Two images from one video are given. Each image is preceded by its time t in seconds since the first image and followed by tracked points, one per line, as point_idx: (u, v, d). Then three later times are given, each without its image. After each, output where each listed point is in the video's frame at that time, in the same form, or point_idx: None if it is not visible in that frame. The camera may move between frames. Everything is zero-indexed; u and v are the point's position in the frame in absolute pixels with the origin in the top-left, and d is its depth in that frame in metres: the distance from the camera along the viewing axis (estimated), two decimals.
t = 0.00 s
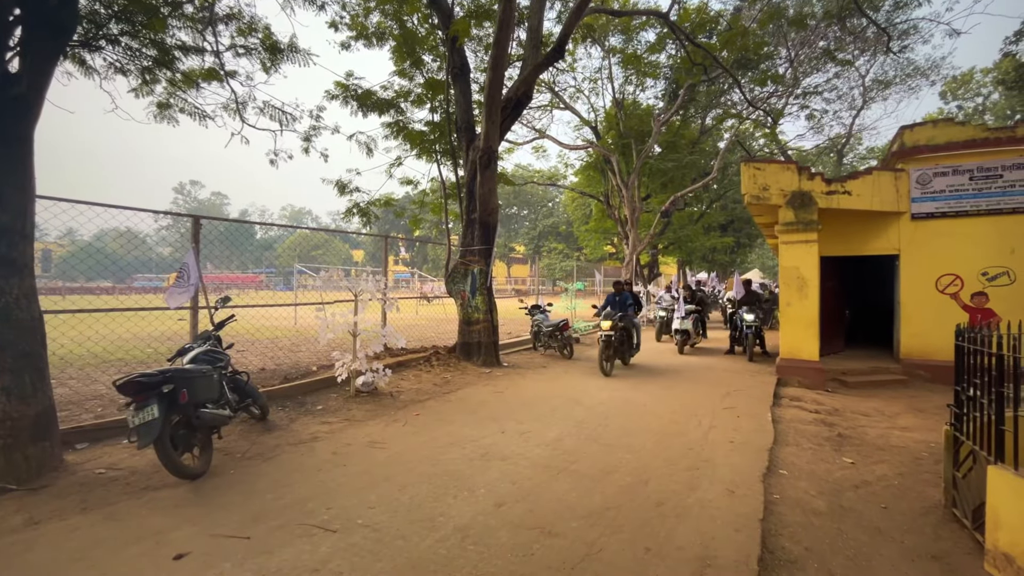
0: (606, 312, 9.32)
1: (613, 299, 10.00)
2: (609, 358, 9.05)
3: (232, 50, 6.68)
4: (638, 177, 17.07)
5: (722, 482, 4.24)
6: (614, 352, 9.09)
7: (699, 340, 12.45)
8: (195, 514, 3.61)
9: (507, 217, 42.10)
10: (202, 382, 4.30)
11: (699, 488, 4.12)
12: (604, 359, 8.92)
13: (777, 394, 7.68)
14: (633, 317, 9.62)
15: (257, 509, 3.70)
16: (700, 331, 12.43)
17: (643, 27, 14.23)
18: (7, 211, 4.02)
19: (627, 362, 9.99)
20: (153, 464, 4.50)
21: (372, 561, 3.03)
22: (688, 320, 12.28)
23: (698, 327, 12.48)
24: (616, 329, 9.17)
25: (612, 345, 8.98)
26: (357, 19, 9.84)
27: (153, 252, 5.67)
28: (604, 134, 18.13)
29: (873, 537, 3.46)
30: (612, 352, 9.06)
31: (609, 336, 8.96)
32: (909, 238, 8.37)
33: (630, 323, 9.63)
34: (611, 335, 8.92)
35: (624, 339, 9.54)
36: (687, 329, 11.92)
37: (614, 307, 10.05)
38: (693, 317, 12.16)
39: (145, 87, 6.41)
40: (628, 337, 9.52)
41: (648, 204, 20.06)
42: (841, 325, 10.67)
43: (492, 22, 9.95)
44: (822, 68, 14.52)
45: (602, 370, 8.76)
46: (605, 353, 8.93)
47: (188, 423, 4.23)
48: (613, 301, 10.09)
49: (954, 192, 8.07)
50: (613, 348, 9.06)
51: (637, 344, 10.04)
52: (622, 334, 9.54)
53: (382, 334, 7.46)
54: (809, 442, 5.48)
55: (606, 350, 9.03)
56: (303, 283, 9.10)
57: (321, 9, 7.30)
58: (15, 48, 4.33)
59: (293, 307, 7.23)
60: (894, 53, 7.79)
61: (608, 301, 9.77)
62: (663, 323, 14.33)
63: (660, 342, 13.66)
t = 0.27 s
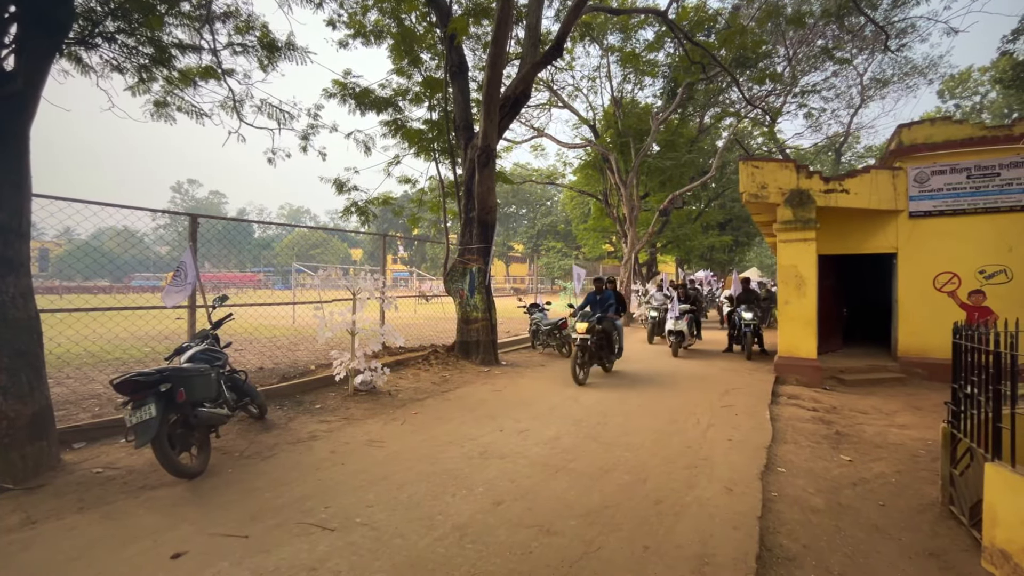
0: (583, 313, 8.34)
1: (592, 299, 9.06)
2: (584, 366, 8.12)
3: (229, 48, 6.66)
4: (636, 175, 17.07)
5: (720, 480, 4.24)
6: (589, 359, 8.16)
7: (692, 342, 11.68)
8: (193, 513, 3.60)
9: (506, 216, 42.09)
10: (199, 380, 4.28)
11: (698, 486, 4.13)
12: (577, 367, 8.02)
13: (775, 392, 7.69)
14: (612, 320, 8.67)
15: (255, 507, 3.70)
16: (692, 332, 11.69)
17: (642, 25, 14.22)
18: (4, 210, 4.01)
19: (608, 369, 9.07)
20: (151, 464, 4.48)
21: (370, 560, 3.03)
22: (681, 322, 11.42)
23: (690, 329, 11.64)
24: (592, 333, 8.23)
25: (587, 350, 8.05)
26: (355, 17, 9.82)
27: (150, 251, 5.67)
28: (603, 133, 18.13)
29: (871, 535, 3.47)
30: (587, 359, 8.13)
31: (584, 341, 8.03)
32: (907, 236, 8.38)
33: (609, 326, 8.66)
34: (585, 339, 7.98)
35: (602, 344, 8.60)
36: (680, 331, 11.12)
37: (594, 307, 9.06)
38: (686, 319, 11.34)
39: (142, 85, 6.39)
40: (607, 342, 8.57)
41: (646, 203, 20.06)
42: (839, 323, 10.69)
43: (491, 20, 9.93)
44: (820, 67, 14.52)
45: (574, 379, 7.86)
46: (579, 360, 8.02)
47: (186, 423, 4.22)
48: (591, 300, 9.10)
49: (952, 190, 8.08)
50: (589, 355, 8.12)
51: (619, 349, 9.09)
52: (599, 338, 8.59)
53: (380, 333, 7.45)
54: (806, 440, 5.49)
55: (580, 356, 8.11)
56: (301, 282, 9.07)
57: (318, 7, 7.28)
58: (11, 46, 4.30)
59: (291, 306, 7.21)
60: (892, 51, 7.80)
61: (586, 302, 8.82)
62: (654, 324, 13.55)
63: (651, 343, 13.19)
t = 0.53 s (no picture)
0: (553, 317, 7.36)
1: (567, 301, 8.08)
2: (552, 378, 7.15)
3: (228, 48, 6.65)
4: (635, 176, 17.07)
5: (720, 480, 4.25)
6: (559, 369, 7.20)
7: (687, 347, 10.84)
8: (192, 515, 3.60)
9: (506, 216, 42.10)
10: (199, 382, 4.27)
11: (698, 486, 4.13)
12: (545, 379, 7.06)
13: (775, 393, 7.69)
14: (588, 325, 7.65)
15: (255, 509, 3.69)
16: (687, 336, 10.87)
17: (641, 26, 14.23)
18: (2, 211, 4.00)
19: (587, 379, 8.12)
20: (150, 465, 4.48)
21: (370, 561, 3.02)
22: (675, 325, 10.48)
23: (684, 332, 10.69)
24: (563, 341, 7.22)
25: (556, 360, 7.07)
26: (354, 18, 9.82)
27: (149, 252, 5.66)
28: (602, 133, 18.14)
29: (871, 535, 3.47)
30: (557, 370, 7.16)
31: (552, 350, 7.03)
32: (906, 236, 8.39)
33: (584, 332, 7.64)
34: (554, 348, 6.98)
35: (576, 353, 7.61)
36: (675, 336, 10.20)
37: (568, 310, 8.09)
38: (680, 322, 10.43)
39: (141, 86, 6.38)
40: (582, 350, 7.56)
41: (646, 204, 20.09)
42: (838, 323, 10.69)
43: (490, 21, 9.93)
44: (819, 67, 14.53)
45: (540, 393, 6.92)
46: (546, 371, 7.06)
47: (185, 424, 4.21)
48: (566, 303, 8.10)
49: (950, 191, 8.09)
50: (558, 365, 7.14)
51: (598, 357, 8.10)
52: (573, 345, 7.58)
53: (380, 334, 7.44)
54: (806, 441, 5.49)
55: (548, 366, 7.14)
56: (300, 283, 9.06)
57: (317, 8, 7.28)
58: (10, 47, 4.30)
59: (291, 307, 7.21)
60: (891, 51, 7.81)
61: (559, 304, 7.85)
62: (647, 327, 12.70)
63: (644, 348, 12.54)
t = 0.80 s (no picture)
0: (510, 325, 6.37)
1: (531, 305, 7.09)
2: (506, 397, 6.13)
3: (229, 51, 6.66)
4: (635, 177, 17.10)
5: (721, 482, 4.24)
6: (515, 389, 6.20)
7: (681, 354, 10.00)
8: (192, 518, 3.59)
9: (505, 218, 42.12)
10: (199, 384, 4.27)
11: (699, 489, 4.12)
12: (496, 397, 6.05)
13: (776, 394, 7.67)
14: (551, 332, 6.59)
15: (255, 512, 3.68)
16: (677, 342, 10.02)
17: (640, 28, 14.26)
18: (3, 214, 4.01)
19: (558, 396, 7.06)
20: (150, 468, 4.47)
21: (369, 564, 3.01)
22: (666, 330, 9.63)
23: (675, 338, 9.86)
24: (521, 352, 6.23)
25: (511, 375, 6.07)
26: (354, 20, 9.84)
27: (149, 254, 5.67)
28: (602, 135, 18.15)
29: (873, 538, 3.46)
30: (513, 388, 6.18)
31: (506, 364, 6.05)
32: (906, 238, 8.39)
33: (548, 340, 6.60)
34: (508, 362, 5.99)
35: (538, 365, 6.55)
36: (665, 342, 9.38)
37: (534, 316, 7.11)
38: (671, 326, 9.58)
39: (141, 88, 6.39)
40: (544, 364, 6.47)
41: (645, 205, 20.11)
42: (839, 325, 10.69)
43: (490, 23, 9.95)
44: (819, 69, 14.55)
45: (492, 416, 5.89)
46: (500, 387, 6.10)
47: (185, 427, 4.20)
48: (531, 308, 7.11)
49: (950, 192, 8.10)
50: (514, 381, 6.13)
51: (568, 369, 7.03)
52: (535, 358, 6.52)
53: (379, 336, 7.45)
54: (807, 443, 5.48)
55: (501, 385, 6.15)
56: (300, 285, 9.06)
57: (318, 11, 7.29)
58: (11, 50, 4.31)
59: (291, 309, 7.20)
60: (890, 53, 7.82)
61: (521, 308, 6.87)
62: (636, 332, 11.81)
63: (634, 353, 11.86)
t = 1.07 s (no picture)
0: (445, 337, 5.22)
1: (477, 313, 5.94)
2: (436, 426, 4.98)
3: (230, 55, 6.68)
4: (636, 180, 17.12)
5: (723, 486, 4.22)
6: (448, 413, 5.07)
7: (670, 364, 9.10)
8: (192, 522, 3.58)
9: (506, 220, 42.17)
10: (200, 387, 4.25)
11: (701, 492, 4.10)
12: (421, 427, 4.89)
13: (777, 397, 7.66)
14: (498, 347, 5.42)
15: (256, 516, 3.67)
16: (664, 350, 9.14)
17: (640, 31, 14.29)
18: (5, 218, 4.02)
19: (508, 420, 5.96)
20: (151, 471, 4.46)
21: (369, 569, 3.00)
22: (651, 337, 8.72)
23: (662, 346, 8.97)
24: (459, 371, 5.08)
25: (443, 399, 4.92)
26: (355, 24, 9.87)
27: (150, 257, 5.67)
28: (602, 138, 18.17)
29: (876, 541, 3.45)
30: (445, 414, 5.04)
31: (436, 386, 4.92)
32: (907, 240, 8.39)
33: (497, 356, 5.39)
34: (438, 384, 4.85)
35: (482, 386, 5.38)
36: (649, 351, 8.52)
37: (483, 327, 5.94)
38: (657, 333, 8.68)
39: (143, 92, 6.40)
40: (490, 387, 5.31)
41: (646, 208, 20.13)
42: (840, 327, 10.67)
43: (490, 26, 9.97)
44: (819, 72, 14.57)
45: (410, 451, 4.69)
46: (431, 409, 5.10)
47: (186, 430, 4.19)
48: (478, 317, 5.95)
49: (951, 194, 8.10)
50: (446, 407, 4.99)
51: (521, 390, 5.97)
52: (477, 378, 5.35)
53: (380, 338, 7.45)
54: (809, 445, 5.46)
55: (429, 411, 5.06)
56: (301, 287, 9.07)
57: (319, 15, 7.31)
58: (12, 54, 4.32)
59: (291, 312, 7.20)
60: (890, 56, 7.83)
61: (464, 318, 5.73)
62: (624, 338, 10.92)
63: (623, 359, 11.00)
